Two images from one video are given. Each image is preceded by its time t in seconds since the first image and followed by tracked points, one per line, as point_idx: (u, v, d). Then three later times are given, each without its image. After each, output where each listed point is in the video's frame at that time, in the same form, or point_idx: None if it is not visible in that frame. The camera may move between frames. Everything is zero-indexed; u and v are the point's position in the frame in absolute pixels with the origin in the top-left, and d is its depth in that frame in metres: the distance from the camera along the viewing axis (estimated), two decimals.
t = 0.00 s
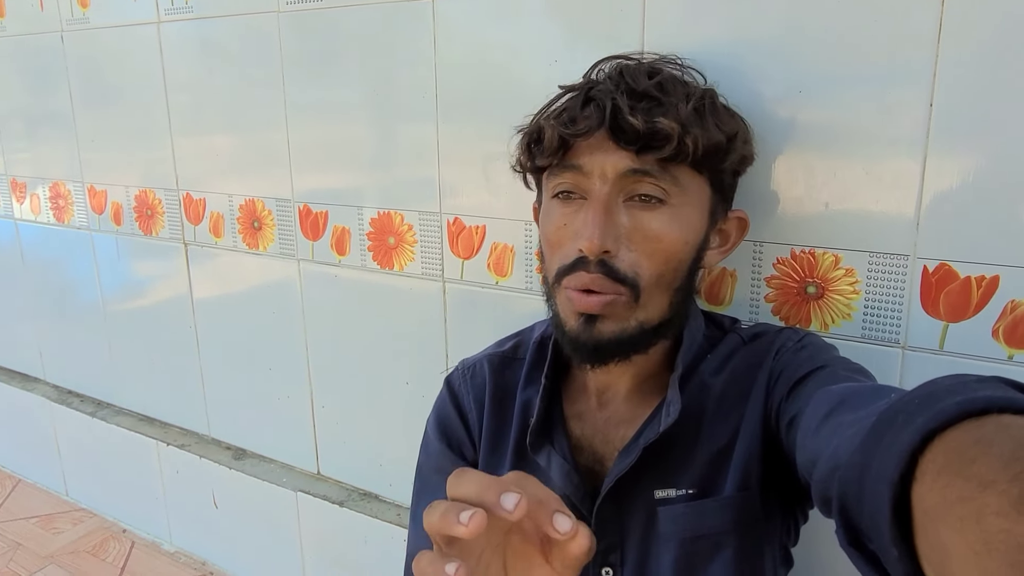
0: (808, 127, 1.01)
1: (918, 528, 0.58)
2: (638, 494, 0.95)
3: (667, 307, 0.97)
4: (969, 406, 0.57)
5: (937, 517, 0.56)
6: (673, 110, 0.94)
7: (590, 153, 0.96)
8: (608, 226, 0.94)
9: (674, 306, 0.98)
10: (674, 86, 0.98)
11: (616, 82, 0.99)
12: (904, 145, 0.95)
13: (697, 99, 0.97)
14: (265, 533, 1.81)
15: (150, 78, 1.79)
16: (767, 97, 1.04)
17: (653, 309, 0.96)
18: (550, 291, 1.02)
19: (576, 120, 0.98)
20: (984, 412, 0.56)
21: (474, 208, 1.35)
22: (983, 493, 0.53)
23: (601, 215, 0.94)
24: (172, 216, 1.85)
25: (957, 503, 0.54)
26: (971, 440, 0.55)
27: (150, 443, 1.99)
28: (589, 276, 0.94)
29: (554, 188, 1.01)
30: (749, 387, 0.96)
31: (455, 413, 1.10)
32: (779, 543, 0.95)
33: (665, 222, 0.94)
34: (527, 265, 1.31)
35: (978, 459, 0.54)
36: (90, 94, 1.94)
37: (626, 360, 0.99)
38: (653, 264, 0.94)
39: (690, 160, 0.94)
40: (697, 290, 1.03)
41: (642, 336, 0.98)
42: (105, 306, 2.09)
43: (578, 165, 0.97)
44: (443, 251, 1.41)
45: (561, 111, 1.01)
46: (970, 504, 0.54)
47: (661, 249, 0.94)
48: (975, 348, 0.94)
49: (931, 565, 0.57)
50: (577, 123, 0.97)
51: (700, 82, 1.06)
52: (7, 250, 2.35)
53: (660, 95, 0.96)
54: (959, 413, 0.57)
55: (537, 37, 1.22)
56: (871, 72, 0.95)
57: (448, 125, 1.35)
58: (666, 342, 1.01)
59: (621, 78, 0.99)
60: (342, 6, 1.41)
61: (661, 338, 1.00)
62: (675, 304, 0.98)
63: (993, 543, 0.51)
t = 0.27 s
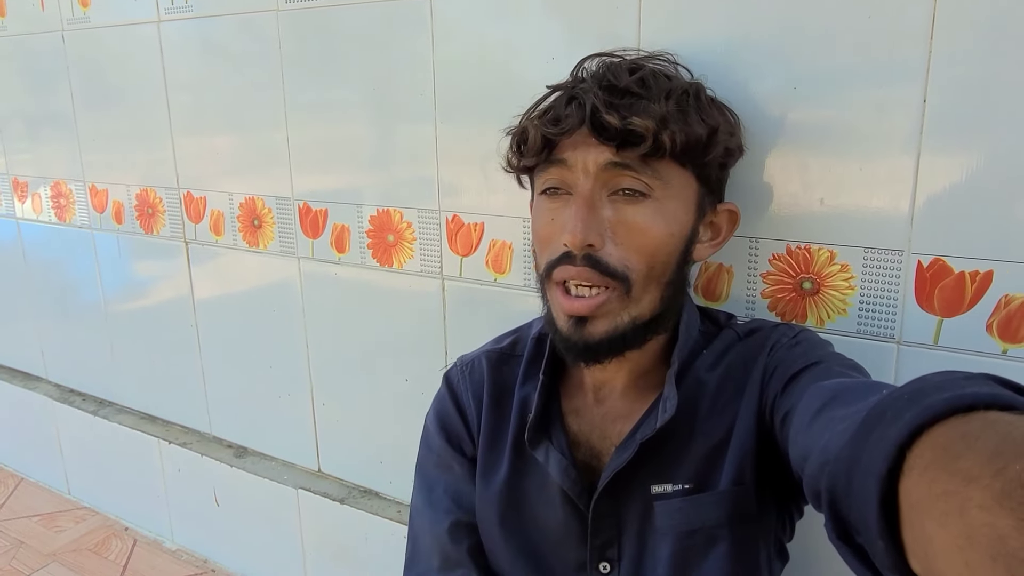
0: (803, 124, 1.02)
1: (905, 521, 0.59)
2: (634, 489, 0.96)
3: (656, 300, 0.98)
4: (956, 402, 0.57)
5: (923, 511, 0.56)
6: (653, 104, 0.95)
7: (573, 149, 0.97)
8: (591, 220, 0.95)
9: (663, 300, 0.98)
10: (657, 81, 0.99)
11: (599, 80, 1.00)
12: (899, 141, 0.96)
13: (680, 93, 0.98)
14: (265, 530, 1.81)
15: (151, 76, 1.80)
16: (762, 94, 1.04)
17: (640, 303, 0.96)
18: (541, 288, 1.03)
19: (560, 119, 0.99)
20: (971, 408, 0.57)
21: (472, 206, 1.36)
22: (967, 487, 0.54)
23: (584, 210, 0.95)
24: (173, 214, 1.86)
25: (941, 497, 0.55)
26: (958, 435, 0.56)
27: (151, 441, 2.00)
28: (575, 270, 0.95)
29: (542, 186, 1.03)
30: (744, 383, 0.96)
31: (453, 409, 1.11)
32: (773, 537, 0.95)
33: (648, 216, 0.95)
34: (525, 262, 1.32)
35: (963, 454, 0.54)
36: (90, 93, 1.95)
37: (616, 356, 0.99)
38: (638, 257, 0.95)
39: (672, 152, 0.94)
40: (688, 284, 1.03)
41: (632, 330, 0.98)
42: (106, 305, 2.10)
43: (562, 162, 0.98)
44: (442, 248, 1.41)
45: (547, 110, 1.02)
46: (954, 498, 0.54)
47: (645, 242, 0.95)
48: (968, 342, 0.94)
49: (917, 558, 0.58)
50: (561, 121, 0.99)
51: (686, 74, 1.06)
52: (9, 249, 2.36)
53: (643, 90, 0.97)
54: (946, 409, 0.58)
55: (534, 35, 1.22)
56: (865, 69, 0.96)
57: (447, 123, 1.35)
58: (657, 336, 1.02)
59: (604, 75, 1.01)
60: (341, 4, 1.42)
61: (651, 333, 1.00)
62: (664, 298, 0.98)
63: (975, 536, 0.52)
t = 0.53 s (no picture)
0: (805, 124, 1.02)
1: (908, 524, 0.59)
2: (636, 490, 0.96)
3: (653, 300, 0.98)
4: (960, 405, 0.57)
5: (927, 513, 0.56)
6: (646, 105, 0.95)
7: (566, 152, 0.98)
8: (586, 223, 0.95)
9: (660, 300, 0.98)
10: (651, 82, 0.99)
11: (592, 82, 1.00)
12: (900, 141, 0.95)
13: (674, 93, 0.98)
14: (269, 530, 1.82)
15: (153, 78, 1.80)
16: (763, 94, 1.04)
17: (637, 303, 0.97)
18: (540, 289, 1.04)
19: (554, 122, 1.00)
20: (975, 411, 0.57)
21: (473, 206, 1.36)
22: (971, 490, 0.54)
23: (579, 213, 0.96)
24: (176, 215, 1.87)
25: (944, 499, 0.55)
26: (961, 438, 0.56)
27: (155, 441, 2.01)
28: (570, 273, 0.96)
29: (539, 188, 1.03)
30: (746, 383, 0.96)
31: (455, 409, 1.11)
32: (776, 537, 0.96)
33: (643, 217, 0.95)
34: (526, 262, 1.32)
35: (967, 456, 0.54)
36: (93, 95, 1.96)
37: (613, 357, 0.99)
38: (634, 259, 0.95)
39: (665, 153, 0.94)
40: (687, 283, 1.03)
41: (628, 331, 0.98)
42: (110, 306, 2.11)
43: (557, 165, 0.99)
44: (444, 248, 1.42)
45: (542, 113, 1.03)
46: (958, 500, 0.54)
47: (641, 243, 0.95)
48: (970, 342, 0.94)
49: (920, 559, 0.58)
50: (555, 124, 0.99)
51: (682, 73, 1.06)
52: (13, 251, 2.37)
53: (636, 91, 0.97)
54: (951, 412, 0.58)
55: (535, 35, 1.23)
56: (866, 68, 0.96)
57: (448, 124, 1.35)
58: (656, 336, 1.02)
59: (597, 77, 1.01)
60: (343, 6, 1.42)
61: (649, 333, 1.00)
62: (661, 298, 0.98)
63: (980, 539, 0.52)
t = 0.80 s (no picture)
0: (808, 118, 1.02)
1: (912, 512, 0.59)
2: (640, 482, 0.96)
3: (651, 295, 0.98)
4: (962, 394, 0.58)
5: (930, 501, 0.57)
6: (636, 101, 0.95)
7: (559, 151, 0.98)
8: (581, 221, 0.95)
9: (658, 295, 0.99)
10: (642, 76, 0.98)
11: (583, 79, 1.00)
12: (903, 134, 0.96)
13: (666, 87, 0.98)
14: (274, 525, 1.83)
15: (158, 75, 1.81)
16: (766, 88, 1.05)
17: (635, 298, 0.97)
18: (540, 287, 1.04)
19: (547, 122, 1.00)
20: (977, 400, 0.57)
21: (477, 202, 1.37)
22: (974, 478, 0.54)
23: (574, 211, 0.96)
24: (181, 212, 1.87)
25: (948, 488, 0.55)
26: (964, 427, 0.56)
27: (161, 438, 2.02)
28: (567, 271, 0.96)
29: (535, 187, 1.04)
30: (750, 377, 0.97)
31: (460, 404, 1.11)
32: (780, 530, 0.96)
33: (637, 212, 0.95)
34: (530, 258, 1.32)
35: (969, 445, 0.55)
36: (99, 93, 1.96)
37: (611, 352, 0.99)
38: (630, 254, 0.95)
39: (657, 148, 0.94)
40: (686, 277, 1.03)
41: (627, 325, 0.98)
42: (115, 304, 2.12)
43: (551, 164, 0.99)
44: (448, 244, 1.42)
45: (536, 113, 1.03)
46: (962, 489, 0.55)
47: (636, 239, 0.95)
48: (975, 335, 0.94)
49: (924, 548, 0.58)
50: (547, 124, 0.99)
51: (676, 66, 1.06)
52: (19, 249, 2.39)
53: (627, 86, 0.97)
54: (953, 401, 0.58)
55: (538, 31, 1.23)
56: (869, 62, 0.96)
57: (452, 120, 1.36)
58: (657, 330, 1.02)
59: (588, 74, 1.01)
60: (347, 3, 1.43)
61: (649, 327, 1.00)
62: (659, 293, 0.99)
63: (983, 526, 0.52)
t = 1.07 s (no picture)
0: (813, 117, 1.02)
1: (916, 510, 0.59)
2: (644, 481, 0.96)
3: (657, 296, 0.98)
4: (966, 392, 0.57)
5: (935, 499, 0.56)
6: (643, 102, 0.95)
7: (565, 152, 0.98)
8: (588, 223, 0.95)
9: (664, 295, 0.99)
10: (648, 75, 0.98)
11: (589, 79, 1.00)
12: (909, 133, 0.95)
13: (672, 86, 0.97)
14: (278, 524, 1.83)
15: (163, 75, 1.81)
16: (771, 87, 1.04)
17: (641, 300, 0.97)
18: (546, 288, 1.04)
19: (553, 122, 1.00)
20: (982, 397, 0.57)
21: (482, 201, 1.37)
22: (979, 476, 0.54)
23: (580, 213, 0.96)
24: (186, 212, 1.88)
25: (953, 485, 0.55)
26: (969, 424, 0.56)
27: (165, 437, 2.02)
28: (573, 273, 0.96)
29: (541, 188, 1.03)
30: (754, 375, 0.96)
31: (464, 403, 1.11)
32: (784, 529, 0.96)
33: (643, 214, 0.95)
34: (534, 257, 1.32)
35: (974, 442, 0.55)
36: (104, 93, 1.97)
37: (617, 352, 0.99)
38: (636, 256, 0.95)
39: (664, 149, 0.93)
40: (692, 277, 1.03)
41: (633, 326, 0.98)
42: (120, 303, 2.13)
43: (557, 165, 0.99)
44: (452, 243, 1.42)
45: (541, 113, 1.03)
46: (966, 486, 0.54)
47: (643, 240, 0.95)
48: (980, 334, 0.94)
49: (929, 546, 0.58)
50: (553, 124, 0.99)
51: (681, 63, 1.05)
52: (24, 248, 2.39)
53: (634, 86, 0.97)
54: (957, 399, 0.58)
55: (543, 30, 1.23)
56: (874, 61, 0.96)
57: (456, 119, 1.36)
58: (662, 330, 1.02)
59: (594, 73, 1.00)
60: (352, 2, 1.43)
61: (655, 328, 1.00)
62: (665, 293, 0.99)
63: (988, 524, 0.52)
